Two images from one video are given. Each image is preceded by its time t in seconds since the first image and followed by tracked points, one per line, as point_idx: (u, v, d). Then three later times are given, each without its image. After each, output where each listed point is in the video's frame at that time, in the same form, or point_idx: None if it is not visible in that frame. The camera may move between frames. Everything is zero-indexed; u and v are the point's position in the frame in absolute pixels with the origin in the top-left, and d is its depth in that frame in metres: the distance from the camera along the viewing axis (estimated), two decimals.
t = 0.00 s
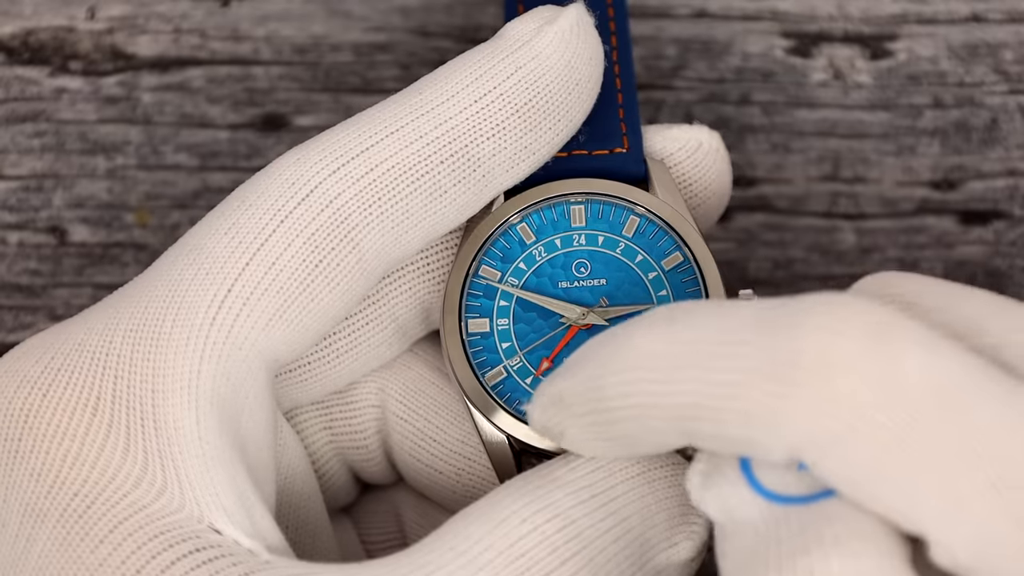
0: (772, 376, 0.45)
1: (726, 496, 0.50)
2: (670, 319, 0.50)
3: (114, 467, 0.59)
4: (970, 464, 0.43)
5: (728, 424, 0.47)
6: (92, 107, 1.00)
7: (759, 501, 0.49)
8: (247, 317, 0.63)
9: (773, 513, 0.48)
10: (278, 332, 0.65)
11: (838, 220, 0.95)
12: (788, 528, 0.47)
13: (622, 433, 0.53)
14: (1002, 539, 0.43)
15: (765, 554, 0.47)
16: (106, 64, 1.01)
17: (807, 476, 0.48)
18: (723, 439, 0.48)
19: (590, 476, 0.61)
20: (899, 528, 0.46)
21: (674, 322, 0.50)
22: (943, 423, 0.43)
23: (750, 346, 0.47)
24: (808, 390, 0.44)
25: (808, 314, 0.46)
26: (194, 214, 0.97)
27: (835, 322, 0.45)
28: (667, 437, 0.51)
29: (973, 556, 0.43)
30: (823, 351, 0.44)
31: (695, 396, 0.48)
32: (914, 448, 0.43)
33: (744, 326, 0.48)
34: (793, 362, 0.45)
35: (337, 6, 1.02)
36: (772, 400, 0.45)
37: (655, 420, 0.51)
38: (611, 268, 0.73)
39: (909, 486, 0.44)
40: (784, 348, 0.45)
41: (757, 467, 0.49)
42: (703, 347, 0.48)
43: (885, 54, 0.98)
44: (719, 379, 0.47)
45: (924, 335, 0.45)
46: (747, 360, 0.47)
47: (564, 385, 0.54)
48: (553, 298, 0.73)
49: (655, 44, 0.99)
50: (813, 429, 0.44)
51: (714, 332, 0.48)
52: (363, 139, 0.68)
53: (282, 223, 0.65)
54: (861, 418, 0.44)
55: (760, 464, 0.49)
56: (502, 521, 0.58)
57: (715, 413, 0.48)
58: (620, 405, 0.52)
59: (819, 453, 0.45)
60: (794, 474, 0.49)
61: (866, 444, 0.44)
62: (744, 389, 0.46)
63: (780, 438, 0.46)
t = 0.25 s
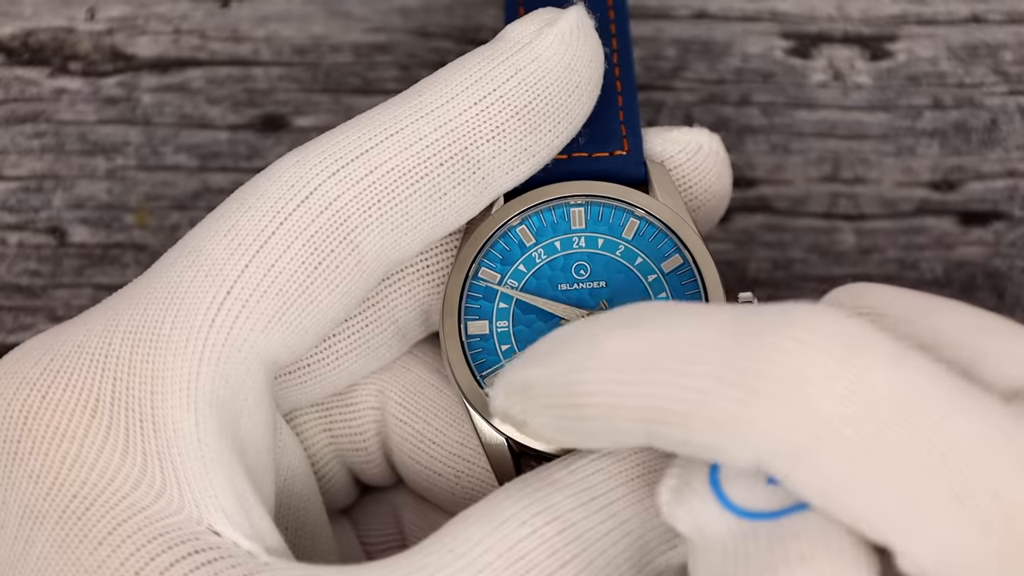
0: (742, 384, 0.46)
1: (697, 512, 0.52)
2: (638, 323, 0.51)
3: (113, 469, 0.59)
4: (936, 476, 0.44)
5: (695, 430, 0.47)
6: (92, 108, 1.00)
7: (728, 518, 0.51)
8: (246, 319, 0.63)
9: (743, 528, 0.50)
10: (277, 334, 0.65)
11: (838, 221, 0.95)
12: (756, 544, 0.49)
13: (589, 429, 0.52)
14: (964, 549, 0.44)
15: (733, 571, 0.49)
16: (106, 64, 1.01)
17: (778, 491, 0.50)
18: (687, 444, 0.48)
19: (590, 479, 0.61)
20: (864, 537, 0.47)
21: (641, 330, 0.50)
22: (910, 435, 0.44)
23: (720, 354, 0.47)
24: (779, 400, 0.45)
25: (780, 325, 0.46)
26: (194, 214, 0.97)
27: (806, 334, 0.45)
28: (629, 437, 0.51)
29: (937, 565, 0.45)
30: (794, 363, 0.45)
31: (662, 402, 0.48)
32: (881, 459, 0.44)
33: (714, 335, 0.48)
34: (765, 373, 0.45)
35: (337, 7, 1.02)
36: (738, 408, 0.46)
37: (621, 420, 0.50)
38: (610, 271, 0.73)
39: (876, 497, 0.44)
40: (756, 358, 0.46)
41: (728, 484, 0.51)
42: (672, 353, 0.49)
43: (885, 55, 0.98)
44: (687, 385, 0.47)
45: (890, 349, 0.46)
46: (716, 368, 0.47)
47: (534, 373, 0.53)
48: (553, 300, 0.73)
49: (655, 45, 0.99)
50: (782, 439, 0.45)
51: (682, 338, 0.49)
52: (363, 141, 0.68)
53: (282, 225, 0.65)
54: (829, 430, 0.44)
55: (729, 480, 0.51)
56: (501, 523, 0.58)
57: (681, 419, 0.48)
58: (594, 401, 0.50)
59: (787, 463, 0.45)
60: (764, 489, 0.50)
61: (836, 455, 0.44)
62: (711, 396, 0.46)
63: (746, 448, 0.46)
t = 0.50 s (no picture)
0: (733, 372, 0.45)
1: (684, 513, 0.54)
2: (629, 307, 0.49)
3: (113, 470, 0.59)
4: (925, 472, 0.44)
5: (688, 416, 0.47)
6: (92, 108, 1.00)
7: (714, 520, 0.52)
8: (246, 320, 0.63)
9: (728, 530, 0.52)
10: (277, 334, 0.65)
11: (838, 221, 0.95)
12: (742, 545, 0.50)
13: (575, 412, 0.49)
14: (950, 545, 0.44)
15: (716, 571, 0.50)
16: (106, 65, 1.01)
17: (764, 493, 0.51)
18: (677, 428, 0.48)
19: (590, 480, 0.62)
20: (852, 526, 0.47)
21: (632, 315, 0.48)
22: (901, 431, 0.44)
23: (709, 342, 0.46)
24: (768, 390, 0.44)
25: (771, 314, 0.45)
26: (194, 214, 0.97)
27: (796, 323, 0.45)
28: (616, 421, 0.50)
29: (921, 558, 0.45)
30: (783, 354, 0.44)
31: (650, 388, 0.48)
32: (868, 451, 0.44)
33: (708, 321, 0.47)
34: (756, 363, 0.44)
35: (337, 7, 1.02)
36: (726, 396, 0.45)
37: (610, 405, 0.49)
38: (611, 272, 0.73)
39: (861, 490, 0.45)
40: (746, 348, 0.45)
41: (712, 487, 0.53)
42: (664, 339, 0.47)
43: (885, 55, 0.98)
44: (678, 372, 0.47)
45: (880, 342, 0.45)
46: (707, 358, 0.46)
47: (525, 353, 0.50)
48: (553, 301, 0.73)
49: (655, 45, 0.99)
50: (769, 426, 0.45)
51: (673, 326, 0.47)
52: (363, 142, 0.68)
53: (282, 226, 0.65)
54: (818, 421, 0.44)
55: (714, 483, 0.53)
56: (501, 525, 0.58)
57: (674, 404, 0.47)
58: (586, 388, 0.48)
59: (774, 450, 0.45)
60: (748, 491, 0.52)
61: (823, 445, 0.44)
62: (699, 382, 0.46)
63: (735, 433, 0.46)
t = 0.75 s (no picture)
0: (760, 296, 0.44)
1: (693, 476, 0.57)
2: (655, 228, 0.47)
3: (114, 469, 0.59)
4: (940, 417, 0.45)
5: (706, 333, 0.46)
6: (92, 108, 1.00)
7: (723, 484, 0.55)
8: (247, 319, 0.63)
9: (736, 495, 0.53)
10: (278, 333, 0.65)
11: (838, 220, 0.95)
12: (747, 508, 0.52)
13: (592, 311, 0.47)
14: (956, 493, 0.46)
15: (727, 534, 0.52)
16: (106, 64, 1.01)
17: (774, 459, 0.53)
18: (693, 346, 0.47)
19: (590, 480, 0.62)
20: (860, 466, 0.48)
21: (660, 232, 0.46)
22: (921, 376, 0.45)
23: (736, 265, 0.44)
24: (796, 317, 0.44)
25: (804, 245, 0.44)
26: (194, 214, 0.97)
27: (829, 260, 0.44)
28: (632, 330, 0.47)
29: (925, 505, 0.46)
30: (815, 287, 0.43)
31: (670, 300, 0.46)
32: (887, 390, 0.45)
33: (734, 244, 0.45)
34: (789, 292, 0.44)
35: (337, 6, 1.02)
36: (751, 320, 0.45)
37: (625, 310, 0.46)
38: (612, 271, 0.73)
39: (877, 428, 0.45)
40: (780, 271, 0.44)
41: (723, 453, 0.55)
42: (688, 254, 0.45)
43: (885, 55, 0.98)
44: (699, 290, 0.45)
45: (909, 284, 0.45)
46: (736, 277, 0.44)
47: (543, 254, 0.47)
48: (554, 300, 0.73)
49: (656, 45, 0.99)
50: (792, 350, 0.45)
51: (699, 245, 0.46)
52: (364, 141, 0.68)
53: (283, 225, 0.65)
54: (843, 355, 0.44)
55: (725, 449, 0.55)
56: (503, 525, 0.58)
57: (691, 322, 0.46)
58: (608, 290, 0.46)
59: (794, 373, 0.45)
60: (760, 459, 0.54)
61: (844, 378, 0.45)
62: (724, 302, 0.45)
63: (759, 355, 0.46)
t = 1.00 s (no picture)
0: (881, 216, 0.43)
1: (755, 427, 0.50)
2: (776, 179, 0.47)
3: (115, 469, 0.59)
4: None
5: (823, 266, 0.44)
6: (92, 108, 1.00)
7: (785, 439, 0.49)
8: (248, 319, 0.63)
9: (798, 448, 0.48)
10: (279, 334, 0.65)
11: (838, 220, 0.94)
12: (805, 464, 0.47)
13: (721, 283, 0.47)
14: None
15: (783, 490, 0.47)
16: (106, 64, 1.01)
17: (839, 416, 0.47)
18: (810, 287, 0.45)
19: (593, 481, 0.62)
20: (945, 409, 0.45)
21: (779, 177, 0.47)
22: None
23: (863, 198, 0.44)
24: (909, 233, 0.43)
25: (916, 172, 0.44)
26: (194, 214, 0.97)
27: (945, 188, 0.43)
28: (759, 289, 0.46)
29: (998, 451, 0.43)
30: (930, 207, 0.43)
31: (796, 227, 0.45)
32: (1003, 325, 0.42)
33: (857, 183, 0.45)
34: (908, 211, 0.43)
35: (337, 7, 1.02)
36: (868, 239, 0.43)
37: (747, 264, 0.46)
38: (614, 272, 0.73)
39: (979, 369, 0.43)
40: (895, 194, 0.44)
41: (788, 405, 0.49)
42: (808, 189, 0.46)
43: (885, 55, 0.98)
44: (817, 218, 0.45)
45: None
46: (853, 204, 0.44)
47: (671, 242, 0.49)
48: (556, 300, 0.73)
49: (655, 45, 0.99)
50: (909, 278, 0.43)
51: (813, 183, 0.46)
52: (365, 141, 0.68)
53: (284, 225, 0.65)
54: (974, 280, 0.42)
55: (789, 403, 0.49)
56: (506, 526, 0.58)
57: (811, 254, 0.45)
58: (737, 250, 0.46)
59: (901, 301, 0.43)
60: (824, 414, 0.48)
61: (961, 304, 0.42)
62: (849, 229, 0.44)
63: (872, 283, 0.44)
